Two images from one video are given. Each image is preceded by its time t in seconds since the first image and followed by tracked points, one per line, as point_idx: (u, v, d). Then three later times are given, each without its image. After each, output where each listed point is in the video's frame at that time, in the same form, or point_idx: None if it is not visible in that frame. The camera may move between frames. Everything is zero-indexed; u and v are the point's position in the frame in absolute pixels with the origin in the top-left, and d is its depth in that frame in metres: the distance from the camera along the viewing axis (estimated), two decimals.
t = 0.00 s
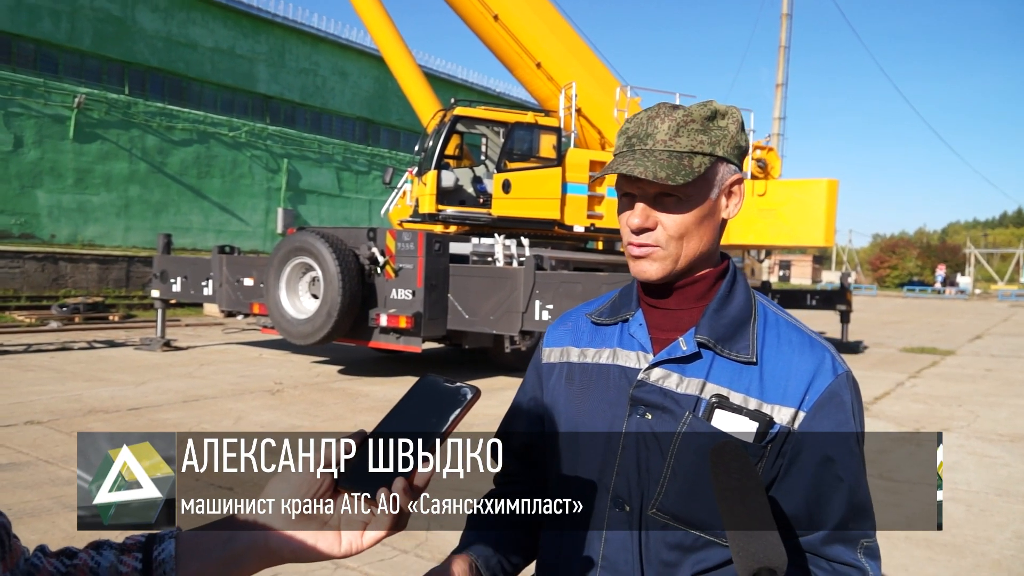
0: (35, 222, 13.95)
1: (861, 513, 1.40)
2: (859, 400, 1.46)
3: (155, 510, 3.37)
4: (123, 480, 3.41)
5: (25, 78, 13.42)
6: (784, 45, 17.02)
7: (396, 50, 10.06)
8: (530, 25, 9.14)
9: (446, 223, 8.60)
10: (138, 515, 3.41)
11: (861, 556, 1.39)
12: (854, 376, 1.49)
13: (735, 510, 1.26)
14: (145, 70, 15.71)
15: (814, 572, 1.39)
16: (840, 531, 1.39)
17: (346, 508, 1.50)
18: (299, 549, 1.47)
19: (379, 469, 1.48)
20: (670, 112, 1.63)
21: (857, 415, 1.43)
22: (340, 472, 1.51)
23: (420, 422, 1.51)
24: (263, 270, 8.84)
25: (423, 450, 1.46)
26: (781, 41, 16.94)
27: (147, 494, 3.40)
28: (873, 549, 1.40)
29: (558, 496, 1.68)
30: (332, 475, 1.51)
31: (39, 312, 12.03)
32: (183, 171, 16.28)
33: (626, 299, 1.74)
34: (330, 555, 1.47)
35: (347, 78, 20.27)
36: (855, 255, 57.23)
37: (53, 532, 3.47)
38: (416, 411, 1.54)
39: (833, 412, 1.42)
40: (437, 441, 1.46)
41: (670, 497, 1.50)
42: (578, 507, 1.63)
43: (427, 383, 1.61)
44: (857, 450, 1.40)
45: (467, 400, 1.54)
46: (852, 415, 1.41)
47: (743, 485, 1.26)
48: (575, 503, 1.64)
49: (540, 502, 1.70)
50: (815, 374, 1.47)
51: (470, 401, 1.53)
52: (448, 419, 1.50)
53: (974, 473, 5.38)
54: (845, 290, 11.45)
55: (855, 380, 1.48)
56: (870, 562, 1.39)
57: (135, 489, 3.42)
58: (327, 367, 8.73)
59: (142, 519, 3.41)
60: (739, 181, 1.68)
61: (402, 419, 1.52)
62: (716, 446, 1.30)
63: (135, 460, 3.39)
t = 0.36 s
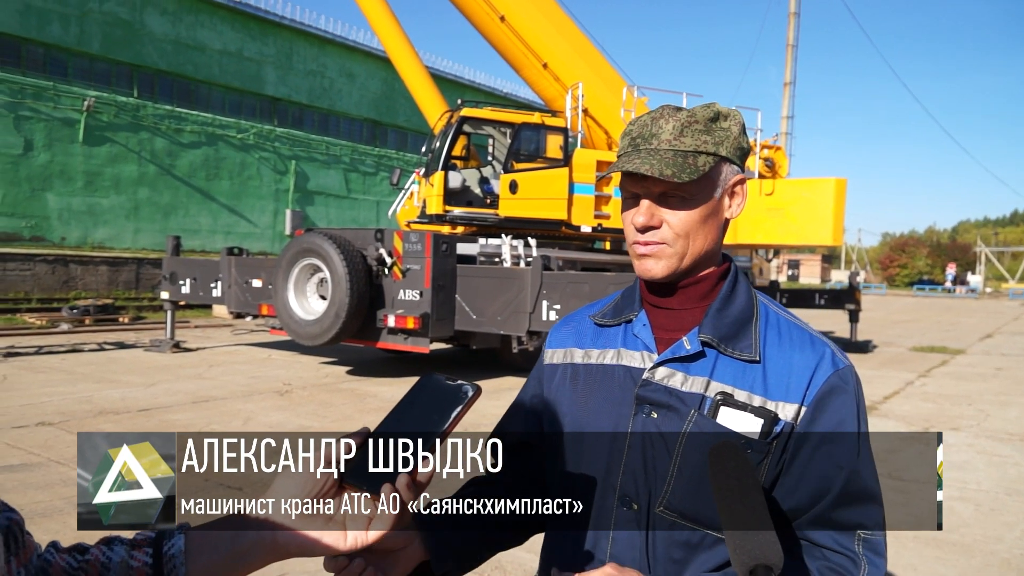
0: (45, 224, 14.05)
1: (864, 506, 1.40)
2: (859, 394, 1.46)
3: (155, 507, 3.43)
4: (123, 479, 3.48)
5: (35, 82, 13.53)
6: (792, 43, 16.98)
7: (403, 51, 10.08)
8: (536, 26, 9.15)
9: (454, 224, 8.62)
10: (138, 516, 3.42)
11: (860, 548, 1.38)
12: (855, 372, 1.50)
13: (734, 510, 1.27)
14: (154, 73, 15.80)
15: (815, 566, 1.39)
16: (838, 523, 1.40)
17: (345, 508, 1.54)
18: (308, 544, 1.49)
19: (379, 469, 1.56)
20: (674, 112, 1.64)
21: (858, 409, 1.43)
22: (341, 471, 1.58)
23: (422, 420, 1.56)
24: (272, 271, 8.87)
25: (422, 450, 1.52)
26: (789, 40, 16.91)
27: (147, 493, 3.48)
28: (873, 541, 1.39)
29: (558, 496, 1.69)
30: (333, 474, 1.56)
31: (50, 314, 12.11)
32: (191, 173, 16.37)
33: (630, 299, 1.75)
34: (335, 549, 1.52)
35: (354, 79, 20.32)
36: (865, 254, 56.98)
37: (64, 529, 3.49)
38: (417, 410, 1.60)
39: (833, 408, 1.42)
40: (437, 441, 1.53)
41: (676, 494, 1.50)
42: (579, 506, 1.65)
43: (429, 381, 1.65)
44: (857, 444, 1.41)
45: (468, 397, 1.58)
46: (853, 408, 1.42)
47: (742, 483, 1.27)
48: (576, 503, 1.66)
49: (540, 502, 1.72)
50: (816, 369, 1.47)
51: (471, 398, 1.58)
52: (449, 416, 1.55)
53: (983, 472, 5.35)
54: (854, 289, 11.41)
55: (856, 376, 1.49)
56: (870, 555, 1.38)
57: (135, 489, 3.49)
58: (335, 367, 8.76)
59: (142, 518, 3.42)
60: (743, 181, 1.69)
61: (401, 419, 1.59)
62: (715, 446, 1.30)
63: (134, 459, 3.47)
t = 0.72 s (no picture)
0: (59, 228, 14.17)
1: (877, 514, 1.37)
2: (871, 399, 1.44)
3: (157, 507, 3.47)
4: (123, 480, 3.45)
5: (47, 87, 13.65)
6: (803, 40, 16.89)
7: (413, 53, 10.10)
8: (545, 25, 9.14)
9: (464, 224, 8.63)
10: (134, 515, 3.44)
11: (875, 557, 1.36)
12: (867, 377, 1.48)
13: (731, 506, 1.26)
14: (165, 76, 15.90)
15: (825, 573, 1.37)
16: (853, 531, 1.37)
17: (346, 508, 1.55)
18: (312, 542, 1.49)
19: (379, 469, 1.53)
20: (661, 113, 1.66)
21: (869, 414, 1.41)
22: (344, 471, 1.56)
23: (426, 418, 1.55)
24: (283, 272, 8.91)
25: (422, 450, 1.50)
26: (800, 37, 16.83)
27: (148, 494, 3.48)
28: (887, 550, 1.36)
29: (560, 496, 1.70)
30: (334, 473, 1.54)
31: (64, 317, 12.19)
32: (203, 176, 16.47)
33: (637, 298, 1.75)
34: (340, 547, 1.53)
35: (364, 81, 20.37)
36: (878, 252, 56.61)
37: (76, 529, 3.52)
38: (421, 407, 1.58)
39: (841, 411, 1.40)
40: (437, 441, 1.50)
41: (677, 496, 1.50)
42: (578, 507, 1.65)
43: (432, 378, 1.64)
44: (869, 449, 1.38)
45: (472, 394, 1.57)
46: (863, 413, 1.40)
47: (741, 479, 1.26)
48: (575, 503, 1.66)
49: (540, 502, 1.73)
50: (825, 372, 1.46)
51: (474, 396, 1.57)
52: (453, 413, 1.53)
53: (997, 471, 5.30)
54: (866, 288, 11.33)
55: (866, 381, 1.47)
56: (884, 564, 1.36)
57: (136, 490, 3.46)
58: (346, 368, 8.79)
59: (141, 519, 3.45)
60: (738, 178, 1.65)
61: (405, 419, 1.57)
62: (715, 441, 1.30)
63: (135, 460, 3.39)
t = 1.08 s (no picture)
0: (71, 227, 14.27)
1: (882, 522, 1.36)
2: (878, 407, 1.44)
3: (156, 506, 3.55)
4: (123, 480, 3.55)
5: (60, 87, 13.76)
6: (814, 42, 16.83)
7: (423, 54, 10.12)
8: (555, 27, 9.14)
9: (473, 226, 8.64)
10: (132, 514, 3.51)
11: (882, 565, 1.35)
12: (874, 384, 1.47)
13: (729, 508, 1.25)
14: (177, 77, 15.99)
15: None
16: (861, 540, 1.36)
17: (345, 508, 1.51)
18: (311, 546, 1.47)
19: (379, 469, 1.52)
20: (674, 113, 1.65)
21: (875, 422, 1.41)
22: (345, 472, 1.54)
23: (429, 422, 1.55)
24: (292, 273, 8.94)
25: (423, 450, 1.51)
26: (812, 39, 16.76)
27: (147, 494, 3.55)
28: (894, 558, 1.36)
29: (560, 496, 1.72)
30: (334, 475, 1.52)
31: (75, 316, 12.27)
32: (214, 176, 16.55)
33: (643, 301, 1.75)
34: (340, 552, 1.49)
35: (374, 81, 20.43)
36: (889, 255, 56.30)
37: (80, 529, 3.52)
38: (426, 410, 1.59)
39: (848, 418, 1.40)
40: (440, 442, 1.51)
41: (679, 501, 1.49)
42: (579, 507, 1.66)
43: (437, 382, 1.64)
44: (874, 456, 1.38)
45: (476, 400, 1.56)
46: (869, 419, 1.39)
47: (740, 483, 1.26)
48: (575, 504, 1.67)
49: (540, 502, 1.73)
50: (831, 378, 1.46)
51: (479, 401, 1.56)
52: (457, 418, 1.53)
53: (1008, 475, 5.26)
54: (877, 291, 11.27)
55: (874, 388, 1.46)
56: (892, 571, 1.35)
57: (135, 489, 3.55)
58: (355, 369, 8.81)
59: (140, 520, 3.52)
60: (750, 181, 1.64)
61: (408, 419, 1.57)
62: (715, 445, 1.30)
63: (134, 460, 3.53)
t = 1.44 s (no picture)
0: (79, 230, 14.34)
1: (881, 525, 1.37)
2: (882, 407, 1.42)
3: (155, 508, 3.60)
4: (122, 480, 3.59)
5: (68, 90, 13.83)
6: (822, 42, 16.78)
7: (429, 56, 10.14)
8: (561, 28, 9.13)
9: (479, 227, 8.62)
10: (131, 514, 3.54)
11: (879, 568, 1.36)
12: (879, 385, 1.46)
13: (732, 509, 1.25)
14: (185, 79, 16.05)
15: None
16: (858, 541, 1.37)
17: (345, 508, 1.52)
18: (313, 547, 1.49)
19: (379, 469, 1.50)
20: (684, 111, 1.64)
21: (879, 423, 1.40)
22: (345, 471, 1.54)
23: (431, 420, 1.53)
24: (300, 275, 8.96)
25: (423, 450, 1.48)
26: (819, 38, 16.70)
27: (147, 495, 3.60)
28: (892, 561, 1.37)
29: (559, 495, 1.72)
30: (334, 474, 1.53)
31: (84, 318, 12.31)
32: (221, 178, 16.61)
33: (648, 299, 1.74)
34: (342, 553, 1.49)
35: (381, 83, 20.47)
36: (898, 254, 56.06)
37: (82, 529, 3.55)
38: (428, 409, 1.57)
39: (850, 421, 1.39)
40: (445, 441, 1.49)
41: (681, 501, 1.49)
42: (578, 506, 1.66)
43: (439, 381, 1.63)
44: (875, 457, 1.38)
45: (479, 397, 1.55)
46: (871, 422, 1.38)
47: (741, 488, 1.25)
48: (575, 504, 1.67)
49: (539, 502, 1.71)
50: (834, 379, 1.44)
51: (482, 398, 1.55)
52: (461, 415, 1.52)
53: (1018, 475, 5.22)
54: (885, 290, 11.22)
55: (879, 389, 1.45)
56: (890, 574, 1.36)
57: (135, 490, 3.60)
58: (362, 370, 8.82)
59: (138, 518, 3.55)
60: (757, 182, 1.63)
61: (409, 419, 1.54)
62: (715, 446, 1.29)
63: (134, 459, 3.59)
